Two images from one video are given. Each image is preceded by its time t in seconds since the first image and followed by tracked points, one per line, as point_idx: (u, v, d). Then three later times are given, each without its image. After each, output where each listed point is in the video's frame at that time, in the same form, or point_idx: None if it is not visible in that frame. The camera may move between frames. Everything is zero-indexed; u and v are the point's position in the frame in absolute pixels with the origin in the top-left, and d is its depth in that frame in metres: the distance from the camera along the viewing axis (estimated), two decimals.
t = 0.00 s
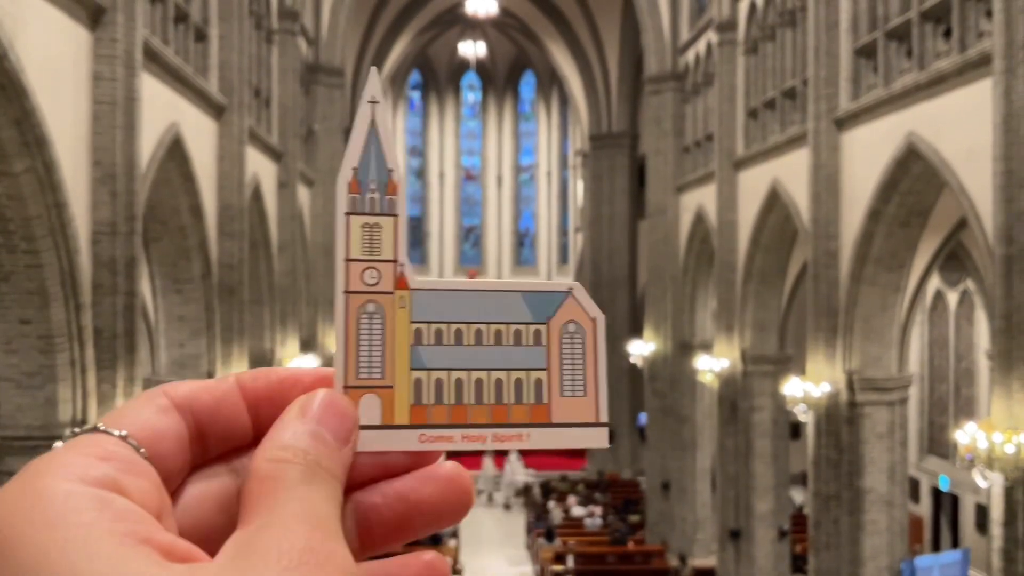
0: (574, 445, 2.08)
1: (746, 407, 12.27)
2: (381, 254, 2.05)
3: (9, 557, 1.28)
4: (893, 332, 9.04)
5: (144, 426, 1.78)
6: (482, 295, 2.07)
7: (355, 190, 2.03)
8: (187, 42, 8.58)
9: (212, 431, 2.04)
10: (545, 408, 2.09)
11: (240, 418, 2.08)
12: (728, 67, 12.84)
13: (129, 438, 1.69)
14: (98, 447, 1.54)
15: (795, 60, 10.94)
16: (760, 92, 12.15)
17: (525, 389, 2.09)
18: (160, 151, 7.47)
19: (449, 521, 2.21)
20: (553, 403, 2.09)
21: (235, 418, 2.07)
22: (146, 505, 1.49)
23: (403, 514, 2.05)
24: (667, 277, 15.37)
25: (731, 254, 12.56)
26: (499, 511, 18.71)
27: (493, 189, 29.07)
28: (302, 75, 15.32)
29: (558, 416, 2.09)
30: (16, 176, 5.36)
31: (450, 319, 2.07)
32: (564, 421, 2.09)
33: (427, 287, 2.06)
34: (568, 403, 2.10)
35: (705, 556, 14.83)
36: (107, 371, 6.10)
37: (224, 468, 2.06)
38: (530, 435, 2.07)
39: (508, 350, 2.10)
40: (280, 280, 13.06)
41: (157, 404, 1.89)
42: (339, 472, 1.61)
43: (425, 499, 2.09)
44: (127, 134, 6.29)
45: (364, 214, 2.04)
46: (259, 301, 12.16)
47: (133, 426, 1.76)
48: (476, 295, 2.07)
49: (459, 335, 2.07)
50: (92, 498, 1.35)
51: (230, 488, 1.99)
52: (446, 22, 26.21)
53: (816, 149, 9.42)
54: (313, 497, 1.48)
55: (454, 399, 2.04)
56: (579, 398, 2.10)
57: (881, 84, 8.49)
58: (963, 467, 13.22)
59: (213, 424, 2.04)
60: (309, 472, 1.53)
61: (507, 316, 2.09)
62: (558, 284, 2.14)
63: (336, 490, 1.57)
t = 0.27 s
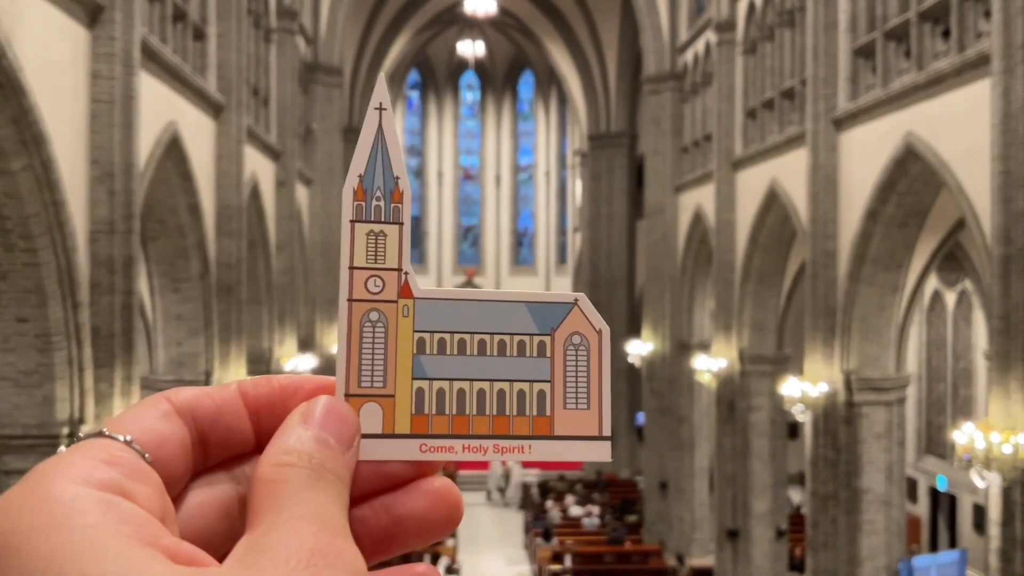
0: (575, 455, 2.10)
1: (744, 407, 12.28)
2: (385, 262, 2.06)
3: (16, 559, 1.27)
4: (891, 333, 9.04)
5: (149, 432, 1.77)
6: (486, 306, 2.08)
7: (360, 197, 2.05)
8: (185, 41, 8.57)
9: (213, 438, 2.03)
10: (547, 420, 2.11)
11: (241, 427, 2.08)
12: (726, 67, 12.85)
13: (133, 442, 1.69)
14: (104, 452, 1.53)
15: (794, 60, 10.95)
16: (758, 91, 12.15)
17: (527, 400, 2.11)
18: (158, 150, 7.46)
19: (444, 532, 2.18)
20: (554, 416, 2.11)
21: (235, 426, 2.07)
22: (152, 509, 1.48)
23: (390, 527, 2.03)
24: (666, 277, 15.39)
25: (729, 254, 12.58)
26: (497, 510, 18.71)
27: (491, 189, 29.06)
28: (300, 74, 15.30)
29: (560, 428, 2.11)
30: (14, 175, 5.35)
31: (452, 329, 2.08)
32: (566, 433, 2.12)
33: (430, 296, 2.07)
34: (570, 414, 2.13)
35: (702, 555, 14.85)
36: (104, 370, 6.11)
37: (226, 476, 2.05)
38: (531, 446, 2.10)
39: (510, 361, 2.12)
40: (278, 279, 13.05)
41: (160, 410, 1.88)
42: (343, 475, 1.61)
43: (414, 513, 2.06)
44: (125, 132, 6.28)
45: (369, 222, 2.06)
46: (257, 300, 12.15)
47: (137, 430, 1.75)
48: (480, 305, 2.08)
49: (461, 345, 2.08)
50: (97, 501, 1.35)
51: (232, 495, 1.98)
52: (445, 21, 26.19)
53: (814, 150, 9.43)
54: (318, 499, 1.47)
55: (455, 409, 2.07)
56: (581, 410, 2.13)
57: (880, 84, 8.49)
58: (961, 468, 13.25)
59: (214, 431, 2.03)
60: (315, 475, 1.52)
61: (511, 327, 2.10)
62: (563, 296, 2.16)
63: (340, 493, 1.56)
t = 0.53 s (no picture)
0: (582, 455, 2.07)
1: (742, 407, 12.28)
2: (396, 260, 2.06)
3: (21, 550, 1.27)
4: (889, 333, 9.04)
5: (155, 426, 1.76)
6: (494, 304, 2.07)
7: (372, 195, 2.04)
8: (184, 40, 8.55)
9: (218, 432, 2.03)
10: (554, 419, 2.09)
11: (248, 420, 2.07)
12: (725, 67, 12.86)
13: (137, 436, 1.68)
14: (110, 444, 1.52)
15: (793, 60, 10.94)
16: (757, 91, 12.14)
17: (535, 399, 2.09)
18: (157, 148, 7.46)
19: (455, 527, 2.15)
20: (561, 415, 2.09)
21: (241, 420, 2.06)
22: (158, 502, 1.48)
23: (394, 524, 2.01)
24: (665, 277, 15.39)
25: (728, 254, 12.58)
26: (496, 510, 18.69)
27: (490, 188, 29.05)
28: (299, 73, 15.28)
29: (567, 428, 2.09)
30: (12, 173, 5.34)
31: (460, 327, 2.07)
32: (573, 432, 2.09)
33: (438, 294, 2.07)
34: (577, 414, 2.10)
35: (701, 555, 14.85)
36: (102, 369, 6.10)
37: (231, 470, 2.05)
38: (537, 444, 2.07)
39: (519, 359, 2.10)
40: (276, 279, 13.03)
41: (166, 403, 1.87)
42: (351, 468, 1.59)
43: (418, 509, 2.02)
44: (123, 131, 6.27)
45: (380, 219, 2.05)
46: (256, 299, 12.14)
47: (143, 423, 1.74)
48: (488, 303, 2.07)
49: (469, 342, 2.07)
50: (102, 494, 1.34)
51: (238, 490, 1.98)
52: (444, 21, 26.17)
53: (813, 150, 9.43)
54: (325, 492, 1.46)
55: (461, 406, 2.06)
56: (588, 410, 2.10)
57: (879, 84, 8.49)
58: (959, 468, 13.26)
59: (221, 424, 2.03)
60: (322, 467, 1.51)
61: (519, 326, 2.09)
62: (572, 297, 2.15)
63: (348, 487, 1.54)
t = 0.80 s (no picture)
0: (588, 454, 2.08)
1: (742, 406, 12.28)
2: (403, 260, 2.05)
3: (28, 546, 1.27)
4: (888, 332, 9.04)
5: (161, 424, 1.75)
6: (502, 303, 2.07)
7: (378, 195, 2.04)
8: (183, 38, 8.54)
9: (225, 430, 2.02)
10: (561, 418, 2.09)
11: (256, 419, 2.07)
12: (724, 65, 12.86)
13: (144, 434, 1.67)
14: (116, 442, 1.52)
15: (793, 58, 10.93)
16: (757, 90, 12.13)
17: (541, 399, 2.08)
18: (156, 146, 7.45)
19: (458, 528, 2.19)
20: (568, 414, 2.09)
21: (248, 419, 2.05)
22: (165, 501, 1.47)
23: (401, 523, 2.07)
24: (665, 275, 15.40)
25: (727, 252, 12.58)
26: (495, 508, 18.69)
27: (490, 187, 29.03)
28: (299, 72, 15.25)
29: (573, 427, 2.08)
30: (11, 172, 5.33)
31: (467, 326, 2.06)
32: (579, 431, 2.09)
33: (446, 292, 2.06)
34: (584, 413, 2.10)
35: (700, 554, 14.85)
36: (101, 367, 6.09)
37: (238, 468, 2.04)
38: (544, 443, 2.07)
39: (525, 358, 2.09)
40: (275, 277, 13.02)
41: (173, 401, 1.87)
42: (358, 466, 1.58)
43: (424, 509, 2.07)
44: (122, 129, 6.26)
45: (387, 219, 2.04)
46: (255, 298, 12.12)
47: (149, 421, 1.73)
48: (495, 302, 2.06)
49: (476, 342, 2.06)
50: (108, 492, 1.34)
51: (245, 489, 1.98)
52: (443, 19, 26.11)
53: (813, 148, 9.42)
54: (332, 489, 1.45)
55: (469, 405, 2.05)
56: (594, 409, 2.10)
57: (879, 83, 8.49)
58: (958, 467, 13.27)
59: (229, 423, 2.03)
60: (329, 466, 1.50)
61: (527, 326, 2.09)
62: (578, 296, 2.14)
63: (355, 486, 1.53)
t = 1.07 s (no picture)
0: (593, 448, 2.08)
1: (741, 403, 12.29)
2: (403, 259, 2.06)
3: (35, 543, 1.27)
4: (888, 329, 9.05)
5: (166, 420, 1.76)
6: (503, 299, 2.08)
7: (377, 196, 2.05)
8: (183, 35, 8.53)
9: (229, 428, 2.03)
10: (564, 413, 2.10)
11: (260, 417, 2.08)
12: (724, 63, 12.86)
13: (150, 432, 1.67)
14: (122, 440, 1.52)
15: (792, 55, 10.93)
16: (757, 87, 12.12)
17: (545, 394, 2.09)
18: (157, 143, 7.45)
19: (461, 530, 2.19)
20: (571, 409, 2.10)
21: (251, 417, 2.06)
22: (170, 500, 1.47)
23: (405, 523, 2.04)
24: (664, 273, 15.41)
25: (727, 250, 12.59)
26: (495, 506, 18.73)
27: (490, 184, 29.01)
28: (298, 69, 15.24)
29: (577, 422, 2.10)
30: (11, 169, 5.33)
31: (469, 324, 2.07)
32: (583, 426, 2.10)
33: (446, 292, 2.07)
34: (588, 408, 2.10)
35: (700, 551, 14.87)
36: (101, 365, 6.09)
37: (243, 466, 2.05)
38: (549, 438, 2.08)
39: (528, 354, 2.09)
40: (275, 274, 13.03)
41: (176, 398, 1.87)
42: (363, 466, 1.58)
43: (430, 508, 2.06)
44: (123, 127, 6.26)
45: (386, 219, 2.05)
46: (255, 295, 12.14)
47: (153, 418, 1.73)
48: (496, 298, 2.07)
49: (478, 340, 2.07)
50: (113, 492, 1.34)
51: (251, 488, 1.98)
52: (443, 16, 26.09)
53: (813, 146, 9.43)
54: (337, 488, 1.45)
55: (473, 403, 2.05)
56: (598, 404, 2.10)
57: (879, 80, 8.49)
58: (957, 464, 13.28)
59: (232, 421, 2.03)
60: (334, 465, 1.50)
61: (527, 322, 2.10)
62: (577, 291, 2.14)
63: (360, 485, 1.53)
